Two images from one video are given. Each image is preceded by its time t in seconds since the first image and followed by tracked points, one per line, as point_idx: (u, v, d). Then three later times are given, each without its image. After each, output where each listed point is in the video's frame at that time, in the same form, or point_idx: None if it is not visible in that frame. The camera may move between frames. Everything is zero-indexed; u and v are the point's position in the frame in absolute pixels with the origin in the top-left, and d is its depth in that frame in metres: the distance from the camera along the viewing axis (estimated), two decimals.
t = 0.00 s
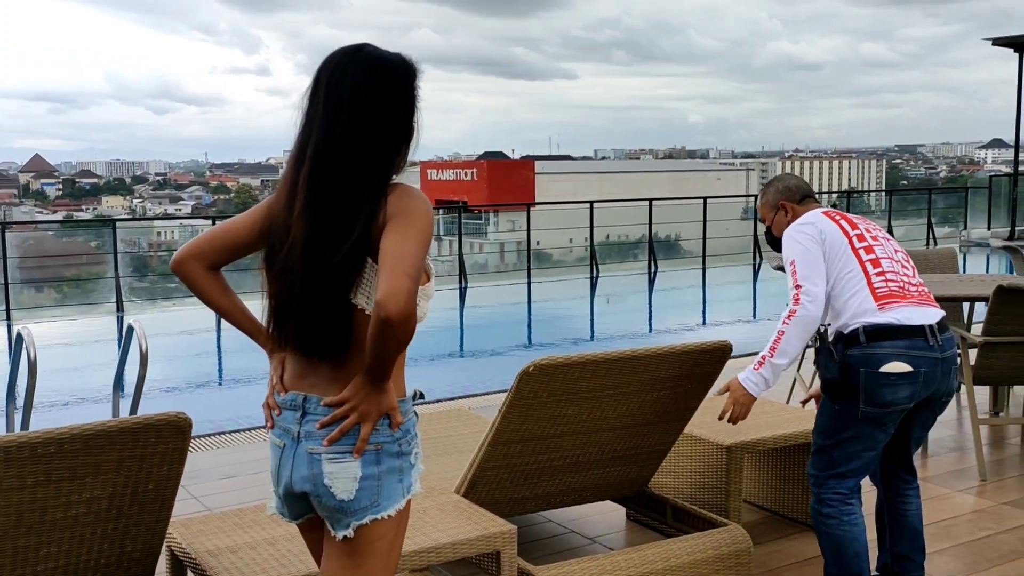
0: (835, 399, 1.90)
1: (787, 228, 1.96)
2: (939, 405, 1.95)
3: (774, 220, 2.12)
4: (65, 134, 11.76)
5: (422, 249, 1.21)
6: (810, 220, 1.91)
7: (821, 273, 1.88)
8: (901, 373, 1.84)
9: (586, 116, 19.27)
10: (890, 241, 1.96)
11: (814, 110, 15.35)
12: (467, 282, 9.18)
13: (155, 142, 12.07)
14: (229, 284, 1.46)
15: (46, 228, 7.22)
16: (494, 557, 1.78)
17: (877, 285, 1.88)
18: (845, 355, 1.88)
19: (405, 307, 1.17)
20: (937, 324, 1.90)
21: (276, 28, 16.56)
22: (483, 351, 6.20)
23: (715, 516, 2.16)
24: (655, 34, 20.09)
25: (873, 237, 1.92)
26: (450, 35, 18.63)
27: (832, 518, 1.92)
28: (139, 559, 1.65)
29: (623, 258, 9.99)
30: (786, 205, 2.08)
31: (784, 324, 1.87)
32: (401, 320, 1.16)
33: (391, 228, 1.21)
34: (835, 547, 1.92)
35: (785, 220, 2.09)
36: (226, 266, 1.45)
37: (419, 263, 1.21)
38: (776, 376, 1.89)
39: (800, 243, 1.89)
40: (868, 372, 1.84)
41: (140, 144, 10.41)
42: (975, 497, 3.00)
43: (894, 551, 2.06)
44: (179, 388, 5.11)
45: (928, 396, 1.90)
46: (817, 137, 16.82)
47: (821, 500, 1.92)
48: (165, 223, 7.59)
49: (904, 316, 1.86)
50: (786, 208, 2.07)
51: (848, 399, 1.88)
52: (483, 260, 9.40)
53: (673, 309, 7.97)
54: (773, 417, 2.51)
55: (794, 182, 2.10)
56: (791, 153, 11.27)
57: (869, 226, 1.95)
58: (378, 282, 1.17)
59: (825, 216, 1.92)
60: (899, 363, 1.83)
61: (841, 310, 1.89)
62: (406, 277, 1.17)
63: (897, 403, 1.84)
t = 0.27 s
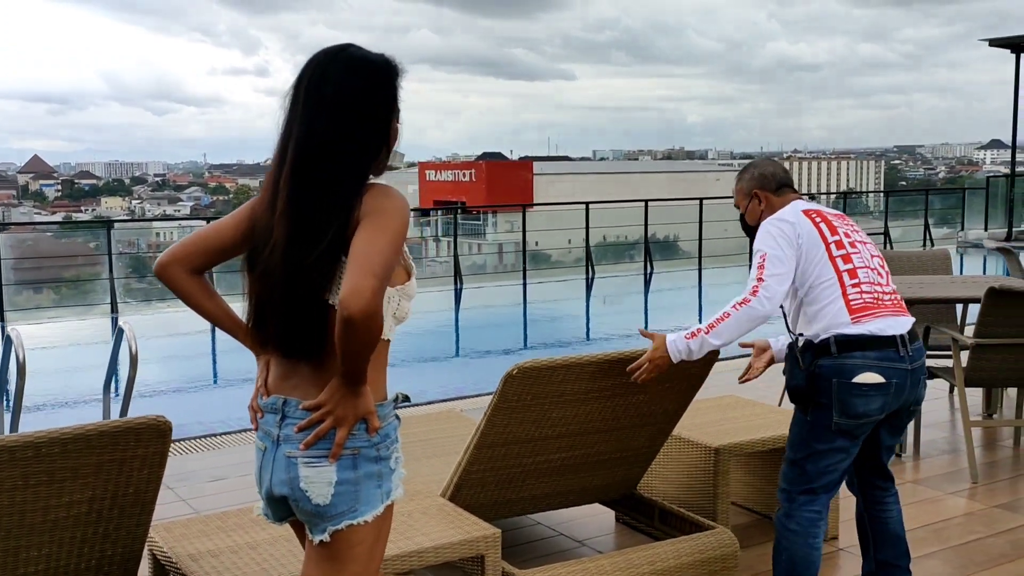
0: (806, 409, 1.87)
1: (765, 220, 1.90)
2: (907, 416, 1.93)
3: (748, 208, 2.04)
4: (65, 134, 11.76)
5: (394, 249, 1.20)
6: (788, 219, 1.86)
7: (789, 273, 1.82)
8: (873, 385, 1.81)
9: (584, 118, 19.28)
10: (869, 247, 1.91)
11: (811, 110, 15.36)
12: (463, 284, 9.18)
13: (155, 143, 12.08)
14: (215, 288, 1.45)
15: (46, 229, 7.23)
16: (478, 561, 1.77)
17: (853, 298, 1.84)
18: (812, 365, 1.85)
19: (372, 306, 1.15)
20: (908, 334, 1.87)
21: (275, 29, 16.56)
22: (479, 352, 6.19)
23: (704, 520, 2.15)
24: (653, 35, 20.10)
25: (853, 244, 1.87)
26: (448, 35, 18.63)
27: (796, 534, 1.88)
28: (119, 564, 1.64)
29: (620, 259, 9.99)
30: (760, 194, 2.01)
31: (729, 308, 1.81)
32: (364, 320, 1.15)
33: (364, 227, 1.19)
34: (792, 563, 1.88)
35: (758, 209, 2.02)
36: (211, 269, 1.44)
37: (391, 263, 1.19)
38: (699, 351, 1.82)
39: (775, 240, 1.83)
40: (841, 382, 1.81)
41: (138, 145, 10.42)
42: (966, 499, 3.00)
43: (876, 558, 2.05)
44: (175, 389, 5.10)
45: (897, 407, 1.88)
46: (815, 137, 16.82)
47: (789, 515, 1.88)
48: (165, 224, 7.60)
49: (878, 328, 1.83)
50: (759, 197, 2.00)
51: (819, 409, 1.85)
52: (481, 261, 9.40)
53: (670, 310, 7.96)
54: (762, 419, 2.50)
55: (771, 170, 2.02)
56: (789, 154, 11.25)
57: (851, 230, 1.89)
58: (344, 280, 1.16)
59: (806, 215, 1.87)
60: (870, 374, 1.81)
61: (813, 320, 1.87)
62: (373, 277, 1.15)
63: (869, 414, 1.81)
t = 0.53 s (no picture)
0: (758, 420, 1.84)
1: (722, 218, 1.85)
2: (867, 422, 1.91)
3: (703, 203, 1.99)
4: (66, 135, 11.74)
5: (356, 251, 1.18)
6: (743, 217, 1.81)
7: (737, 277, 1.77)
8: (826, 394, 1.78)
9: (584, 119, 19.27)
10: (829, 248, 1.86)
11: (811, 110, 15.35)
12: (461, 285, 9.16)
13: (155, 143, 12.06)
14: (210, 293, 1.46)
15: (47, 230, 7.23)
16: (463, 566, 1.76)
17: (811, 305, 1.80)
18: (768, 374, 1.81)
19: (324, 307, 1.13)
20: (864, 340, 1.83)
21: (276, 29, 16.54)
22: (477, 353, 6.17)
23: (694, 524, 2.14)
24: (654, 37, 20.09)
25: (814, 246, 1.82)
26: (449, 36, 18.63)
27: (763, 548, 1.84)
28: (100, 569, 1.63)
29: (618, 260, 9.97)
30: (714, 187, 1.95)
31: (667, 311, 1.79)
32: (312, 322, 1.12)
33: (324, 229, 1.18)
34: None
35: (715, 204, 1.96)
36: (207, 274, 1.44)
37: (350, 266, 1.17)
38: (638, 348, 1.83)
39: (727, 239, 1.78)
40: (793, 392, 1.78)
41: (139, 147, 10.41)
42: (960, 502, 2.99)
43: (860, 567, 2.01)
44: (172, 390, 5.09)
45: (852, 414, 1.85)
46: (814, 138, 16.80)
47: (750, 531, 1.85)
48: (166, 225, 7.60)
49: (833, 334, 1.79)
50: (713, 191, 1.94)
51: (771, 421, 1.82)
52: (481, 262, 9.38)
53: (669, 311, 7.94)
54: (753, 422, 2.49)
55: (725, 162, 1.96)
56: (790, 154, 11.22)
57: (811, 230, 1.84)
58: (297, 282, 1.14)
59: (763, 214, 1.81)
60: (824, 382, 1.77)
61: (769, 326, 1.82)
62: (325, 277, 1.13)
63: (821, 424, 1.78)
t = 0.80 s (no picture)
0: (719, 429, 1.77)
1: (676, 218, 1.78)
2: (833, 423, 1.81)
3: (669, 200, 1.96)
4: (70, 136, 11.72)
5: (318, 253, 1.15)
6: (695, 218, 1.74)
7: (692, 280, 1.72)
8: (781, 398, 1.69)
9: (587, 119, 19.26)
10: (789, 245, 1.77)
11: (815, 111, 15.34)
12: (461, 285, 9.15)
13: (159, 144, 12.05)
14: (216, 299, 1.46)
15: (52, 230, 7.23)
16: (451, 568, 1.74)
17: (764, 308, 1.71)
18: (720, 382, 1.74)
19: (276, 310, 1.11)
20: (822, 340, 1.74)
21: (280, 30, 16.54)
22: (478, 354, 6.15)
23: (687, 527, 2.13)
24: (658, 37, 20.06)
25: (769, 245, 1.73)
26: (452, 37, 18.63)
27: (738, 559, 1.74)
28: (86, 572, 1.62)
29: (619, 260, 9.93)
30: (676, 185, 1.93)
31: (637, 322, 1.76)
32: (257, 328, 1.10)
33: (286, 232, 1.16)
34: None
35: (678, 201, 1.94)
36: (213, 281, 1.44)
37: (310, 268, 1.14)
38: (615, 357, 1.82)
39: (678, 243, 1.72)
40: (748, 398, 1.70)
41: (142, 147, 10.39)
42: (957, 506, 2.97)
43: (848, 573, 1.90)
44: (173, 391, 5.08)
45: (816, 416, 1.75)
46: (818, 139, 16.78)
47: (722, 541, 1.76)
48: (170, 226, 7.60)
49: (788, 337, 1.71)
50: (676, 189, 1.92)
51: (731, 429, 1.74)
52: (484, 263, 9.36)
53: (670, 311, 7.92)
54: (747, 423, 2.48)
55: (685, 157, 1.93)
56: (794, 155, 11.17)
57: (768, 227, 1.75)
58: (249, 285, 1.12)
59: (716, 213, 1.74)
60: (777, 387, 1.69)
61: (723, 329, 1.74)
62: (275, 280, 1.11)
63: (781, 429, 1.70)
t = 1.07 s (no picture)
0: (701, 430, 1.75)
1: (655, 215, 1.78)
2: (814, 424, 1.79)
3: (648, 200, 1.95)
4: (74, 135, 11.71)
5: (292, 252, 1.13)
6: (674, 215, 1.73)
7: (670, 277, 1.71)
8: (761, 398, 1.67)
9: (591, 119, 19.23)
10: (768, 242, 1.76)
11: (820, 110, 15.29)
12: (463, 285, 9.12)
13: (164, 144, 12.04)
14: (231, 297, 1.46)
15: (59, 230, 7.24)
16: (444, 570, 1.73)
17: (743, 306, 1.70)
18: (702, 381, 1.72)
19: (245, 313, 1.10)
20: (802, 339, 1.72)
21: (285, 30, 16.53)
22: (480, 355, 6.11)
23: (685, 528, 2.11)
24: (662, 37, 20.03)
25: (748, 242, 1.72)
26: (457, 37, 18.61)
27: (733, 563, 1.73)
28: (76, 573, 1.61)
29: (621, 261, 9.90)
30: (653, 185, 1.91)
31: (620, 322, 1.77)
32: (222, 330, 1.10)
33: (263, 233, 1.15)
34: None
35: (656, 201, 1.92)
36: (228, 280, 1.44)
37: (283, 271, 1.13)
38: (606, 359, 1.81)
39: (657, 242, 1.71)
40: (728, 399, 1.68)
41: (146, 147, 10.38)
42: (958, 507, 2.95)
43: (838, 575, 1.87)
44: (174, 391, 5.07)
45: (797, 414, 1.74)
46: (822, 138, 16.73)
47: (714, 545, 1.74)
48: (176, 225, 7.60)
49: (767, 335, 1.69)
50: (653, 188, 1.90)
51: (713, 429, 1.72)
52: (488, 262, 9.34)
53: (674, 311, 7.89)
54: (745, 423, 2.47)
55: (662, 157, 1.91)
56: (800, 156, 11.10)
57: (748, 224, 1.75)
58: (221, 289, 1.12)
59: (695, 211, 1.73)
60: (757, 386, 1.67)
61: (702, 326, 1.73)
62: (242, 284, 1.10)
63: (762, 429, 1.68)
